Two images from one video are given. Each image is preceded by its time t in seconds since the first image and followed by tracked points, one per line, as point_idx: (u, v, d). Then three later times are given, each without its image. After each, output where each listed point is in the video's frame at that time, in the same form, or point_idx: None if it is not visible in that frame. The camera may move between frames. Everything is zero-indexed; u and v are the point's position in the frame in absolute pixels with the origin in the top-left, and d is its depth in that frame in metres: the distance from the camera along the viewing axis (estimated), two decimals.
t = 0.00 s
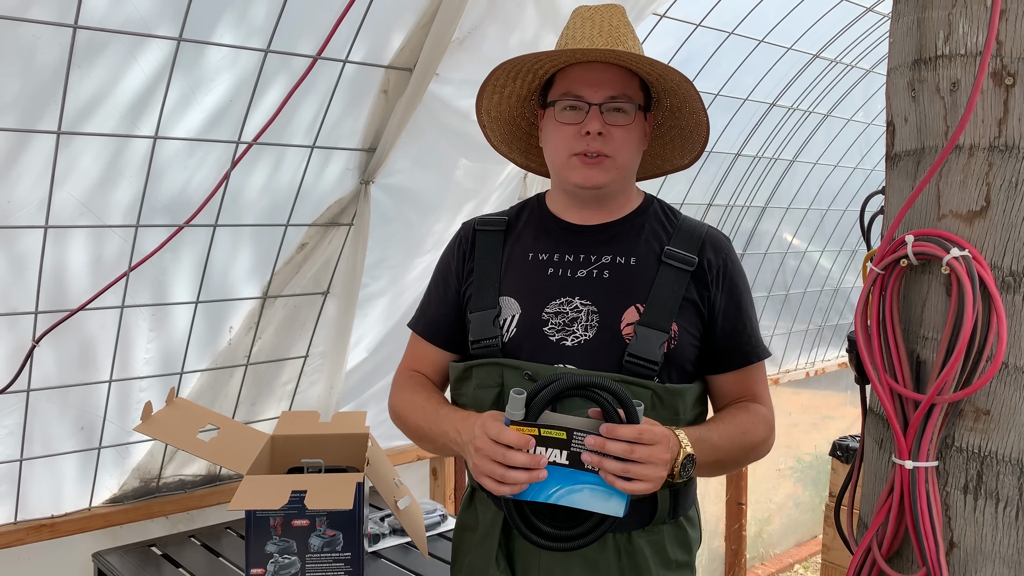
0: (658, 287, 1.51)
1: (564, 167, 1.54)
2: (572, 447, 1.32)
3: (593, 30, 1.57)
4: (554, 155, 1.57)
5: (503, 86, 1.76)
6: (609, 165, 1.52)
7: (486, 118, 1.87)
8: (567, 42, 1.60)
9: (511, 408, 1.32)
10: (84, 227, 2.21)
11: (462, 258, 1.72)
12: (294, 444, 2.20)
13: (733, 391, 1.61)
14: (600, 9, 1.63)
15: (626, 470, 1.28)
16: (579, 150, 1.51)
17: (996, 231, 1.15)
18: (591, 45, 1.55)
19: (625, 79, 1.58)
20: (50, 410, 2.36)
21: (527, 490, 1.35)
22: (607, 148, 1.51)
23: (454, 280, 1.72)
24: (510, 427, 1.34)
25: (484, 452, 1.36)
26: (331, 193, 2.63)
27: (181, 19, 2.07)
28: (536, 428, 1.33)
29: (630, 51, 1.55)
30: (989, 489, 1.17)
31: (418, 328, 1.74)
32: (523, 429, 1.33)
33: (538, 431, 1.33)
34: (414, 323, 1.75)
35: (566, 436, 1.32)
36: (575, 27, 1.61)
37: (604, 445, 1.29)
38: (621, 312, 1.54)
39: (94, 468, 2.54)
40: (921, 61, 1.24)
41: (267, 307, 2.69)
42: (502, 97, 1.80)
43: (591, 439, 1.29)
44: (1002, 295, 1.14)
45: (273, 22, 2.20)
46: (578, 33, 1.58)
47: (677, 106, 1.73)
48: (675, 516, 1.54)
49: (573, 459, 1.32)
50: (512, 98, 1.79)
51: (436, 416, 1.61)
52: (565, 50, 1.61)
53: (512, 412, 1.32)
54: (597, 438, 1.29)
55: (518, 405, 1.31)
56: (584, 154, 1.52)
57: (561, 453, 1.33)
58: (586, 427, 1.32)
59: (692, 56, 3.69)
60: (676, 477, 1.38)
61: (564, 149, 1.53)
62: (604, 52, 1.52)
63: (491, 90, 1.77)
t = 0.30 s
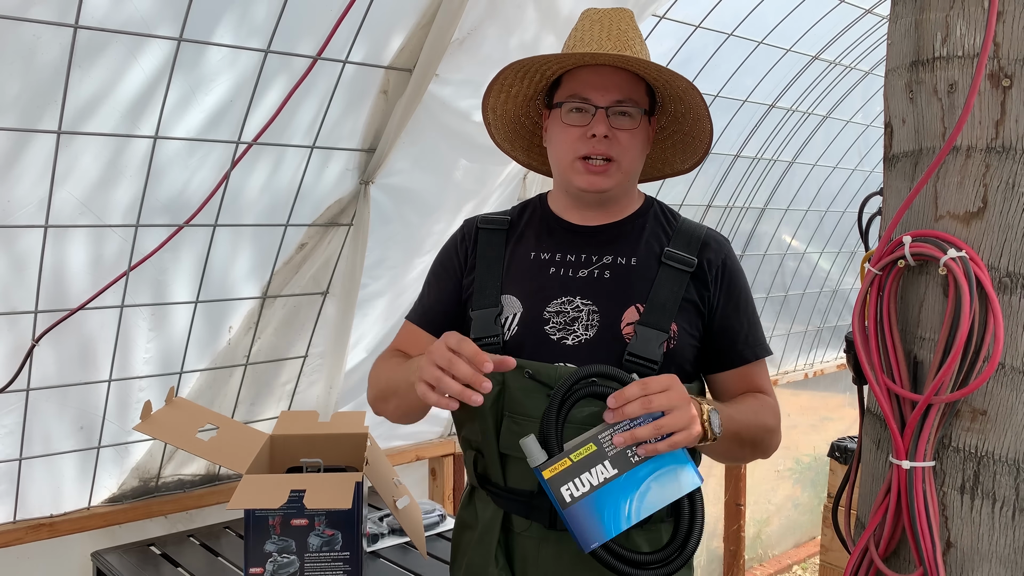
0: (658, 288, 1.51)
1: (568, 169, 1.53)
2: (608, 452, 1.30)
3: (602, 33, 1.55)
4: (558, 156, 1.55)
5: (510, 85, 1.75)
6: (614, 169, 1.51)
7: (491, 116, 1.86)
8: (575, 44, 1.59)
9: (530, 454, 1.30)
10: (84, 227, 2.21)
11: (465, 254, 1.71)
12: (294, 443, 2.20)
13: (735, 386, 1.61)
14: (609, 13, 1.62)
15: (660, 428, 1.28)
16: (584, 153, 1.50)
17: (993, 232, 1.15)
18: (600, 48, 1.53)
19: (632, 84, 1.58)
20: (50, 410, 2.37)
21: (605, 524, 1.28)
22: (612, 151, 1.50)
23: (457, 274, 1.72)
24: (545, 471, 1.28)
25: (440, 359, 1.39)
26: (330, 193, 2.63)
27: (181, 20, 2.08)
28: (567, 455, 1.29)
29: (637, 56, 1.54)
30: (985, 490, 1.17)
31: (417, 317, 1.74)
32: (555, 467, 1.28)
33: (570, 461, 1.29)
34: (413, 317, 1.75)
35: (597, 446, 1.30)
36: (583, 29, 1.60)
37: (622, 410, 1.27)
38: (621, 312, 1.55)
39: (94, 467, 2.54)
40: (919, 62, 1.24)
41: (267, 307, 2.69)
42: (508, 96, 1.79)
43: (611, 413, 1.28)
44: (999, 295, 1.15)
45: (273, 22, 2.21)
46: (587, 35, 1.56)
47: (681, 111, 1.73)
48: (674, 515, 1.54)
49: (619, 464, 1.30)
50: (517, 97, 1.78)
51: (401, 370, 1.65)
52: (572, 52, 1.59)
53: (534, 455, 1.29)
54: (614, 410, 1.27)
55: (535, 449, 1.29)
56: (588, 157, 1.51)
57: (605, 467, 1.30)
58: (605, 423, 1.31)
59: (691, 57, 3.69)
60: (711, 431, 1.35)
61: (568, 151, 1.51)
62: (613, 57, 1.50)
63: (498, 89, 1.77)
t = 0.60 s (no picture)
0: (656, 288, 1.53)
1: (569, 174, 1.54)
2: (600, 370, 1.23)
3: (606, 41, 1.56)
4: (559, 161, 1.56)
5: (513, 89, 1.76)
6: (615, 174, 1.52)
7: (494, 118, 1.87)
8: (579, 50, 1.59)
9: (528, 402, 1.29)
10: (85, 228, 2.22)
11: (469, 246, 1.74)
12: (294, 444, 2.21)
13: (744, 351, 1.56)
14: (613, 20, 1.63)
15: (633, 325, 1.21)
16: (585, 159, 1.52)
17: (989, 236, 1.16)
18: (604, 56, 1.54)
19: (635, 92, 1.58)
20: (50, 410, 2.37)
21: (623, 444, 1.21)
22: (612, 158, 1.51)
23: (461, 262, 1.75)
24: (547, 413, 1.24)
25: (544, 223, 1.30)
26: (330, 195, 2.64)
27: (183, 22, 2.09)
28: (558, 391, 1.24)
29: (640, 64, 1.55)
30: (982, 491, 1.18)
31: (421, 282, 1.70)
32: (553, 405, 1.24)
33: (566, 395, 1.23)
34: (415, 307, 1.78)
35: (587, 371, 1.23)
36: (587, 36, 1.60)
37: (596, 324, 1.23)
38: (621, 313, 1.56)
39: (93, 468, 2.55)
40: (916, 68, 1.26)
41: (267, 308, 2.70)
42: (511, 100, 1.80)
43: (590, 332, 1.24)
44: (995, 299, 1.16)
45: (275, 24, 2.22)
46: (591, 42, 1.57)
47: (682, 119, 1.74)
48: (672, 514, 1.56)
49: (615, 379, 1.23)
50: (520, 101, 1.79)
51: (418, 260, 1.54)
52: (576, 58, 1.60)
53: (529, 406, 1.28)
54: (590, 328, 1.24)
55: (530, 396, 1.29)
56: (589, 162, 1.52)
57: (601, 386, 1.23)
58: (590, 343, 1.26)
59: (690, 60, 3.70)
60: (706, 324, 1.33)
61: (570, 156, 1.52)
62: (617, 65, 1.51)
63: (501, 92, 1.77)
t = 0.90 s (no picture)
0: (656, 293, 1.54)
1: (571, 179, 1.55)
2: (643, 266, 1.23)
3: (607, 48, 1.58)
4: (561, 166, 1.57)
5: (516, 96, 1.77)
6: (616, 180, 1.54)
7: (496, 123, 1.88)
8: (580, 57, 1.61)
9: (565, 244, 1.21)
10: (89, 231, 2.23)
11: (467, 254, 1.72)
12: (294, 446, 2.22)
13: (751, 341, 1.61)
14: (615, 28, 1.65)
15: (704, 241, 1.24)
16: (588, 164, 1.52)
17: (984, 244, 1.19)
18: (605, 63, 1.56)
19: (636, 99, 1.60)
20: (51, 412, 2.38)
21: (620, 336, 1.21)
22: (614, 164, 1.52)
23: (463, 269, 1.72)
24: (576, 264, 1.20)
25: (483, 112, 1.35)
26: (332, 199, 2.66)
27: (188, 28, 2.10)
28: (601, 256, 1.21)
29: (641, 71, 1.57)
30: (976, 495, 1.20)
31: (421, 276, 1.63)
32: (588, 264, 1.21)
33: (604, 263, 1.22)
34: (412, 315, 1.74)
35: (632, 257, 1.23)
36: (589, 43, 1.62)
37: (674, 217, 1.26)
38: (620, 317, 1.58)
39: (94, 470, 2.55)
40: (912, 77, 1.28)
41: (268, 311, 2.71)
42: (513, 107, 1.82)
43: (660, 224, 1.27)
44: (990, 306, 1.18)
45: (279, 30, 2.24)
46: (592, 49, 1.59)
47: (682, 126, 1.76)
48: (669, 516, 1.58)
49: (648, 280, 1.23)
50: (523, 108, 1.80)
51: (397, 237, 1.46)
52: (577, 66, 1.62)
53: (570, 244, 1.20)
54: (666, 219, 1.26)
55: (571, 238, 1.20)
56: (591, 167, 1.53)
57: (637, 279, 1.23)
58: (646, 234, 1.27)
59: (689, 66, 3.73)
60: (748, 285, 1.42)
61: (572, 161, 1.53)
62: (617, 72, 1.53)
63: (504, 99, 1.79)
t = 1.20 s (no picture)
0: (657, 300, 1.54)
1: (573, 185, 1.56)
2: (674, 339, 1.20)
3: (610, 55, 1.59)
4: (563, 172, 1.58)
5: (518, 101, 1.78)
6: (617, 187, 1.55)
7: (497, 128, 1.90)
8: (582, 63, 1.62)
9: (628, 290, 1.13)
10: (91, 232, 2.24)
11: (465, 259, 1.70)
12: (294, 448, 2.23)
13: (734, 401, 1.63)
14: (617, 33, 1.66)
15: (737, 346, 1.23)
16: (589, 171, 1.54)
17: (980, 249, 1.20)
18: (607, 70, 1.57)
19: (637, 106, 1.61)
20: (51, 413, 2.38)
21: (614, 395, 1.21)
22: (616, 171, 1.54)
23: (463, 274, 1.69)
24: (626, 310, 1.14)
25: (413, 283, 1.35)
26: (332, 202, 2.67)
27: (191, 31, 2.12)
28: (649, 314, 1.16)
29: (643, 78, 1.58)
30: (973, 498, 1.21)
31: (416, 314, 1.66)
32: (635, 317, 1.15)
33: (648, 322, 1.17)
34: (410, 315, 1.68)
35: (672, 328, 1.19)
36: (591, 49, 1.63)
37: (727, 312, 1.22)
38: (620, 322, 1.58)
39: (93, 471, 2.56)
40: (910, 84, 1.29)
41: (268, 313, 2.72)
42: (515, 111, 1.83)
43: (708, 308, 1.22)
44: (986, 309, 1.20)
45: (281, 34, 2.25)
46: (594, 55, 1.60)
47: (683, 132, 1.77)
48: (667, 521, 1.58)
49: (670, 355, 1.21)
50: (524, 112, 1.81)
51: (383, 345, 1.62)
52: (579, 72, 1.63)
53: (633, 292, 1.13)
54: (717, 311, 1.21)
55: (635, 287, 1.13)
56: (592, 175, 1.55)
57: (662, 349, 1.20)
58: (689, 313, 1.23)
59: (688, 71, 3.75)
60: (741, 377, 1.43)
61: (574, 168, 1.55)
62: (620, 80, 1.54)
63: (506, 104, 1.80)
